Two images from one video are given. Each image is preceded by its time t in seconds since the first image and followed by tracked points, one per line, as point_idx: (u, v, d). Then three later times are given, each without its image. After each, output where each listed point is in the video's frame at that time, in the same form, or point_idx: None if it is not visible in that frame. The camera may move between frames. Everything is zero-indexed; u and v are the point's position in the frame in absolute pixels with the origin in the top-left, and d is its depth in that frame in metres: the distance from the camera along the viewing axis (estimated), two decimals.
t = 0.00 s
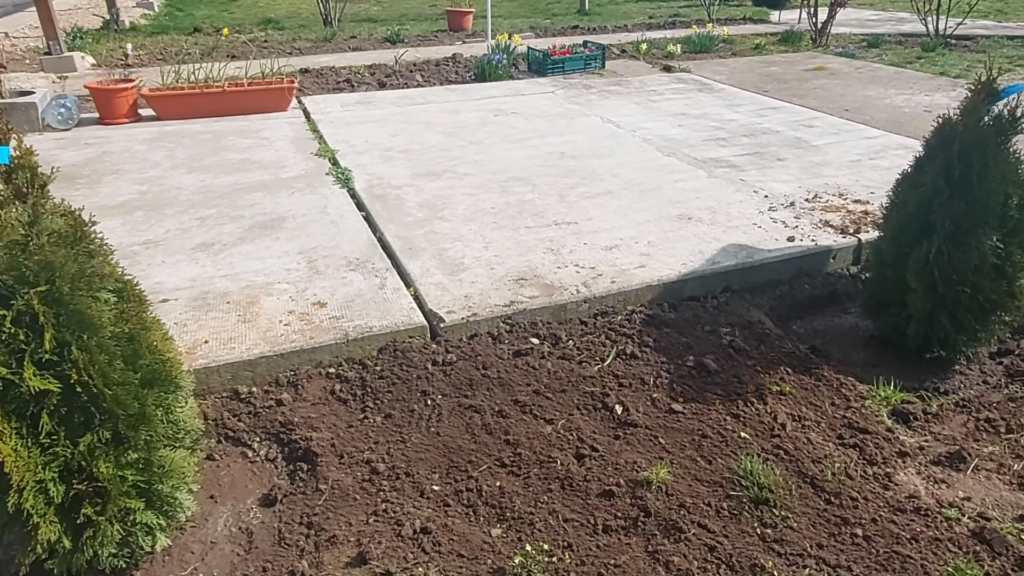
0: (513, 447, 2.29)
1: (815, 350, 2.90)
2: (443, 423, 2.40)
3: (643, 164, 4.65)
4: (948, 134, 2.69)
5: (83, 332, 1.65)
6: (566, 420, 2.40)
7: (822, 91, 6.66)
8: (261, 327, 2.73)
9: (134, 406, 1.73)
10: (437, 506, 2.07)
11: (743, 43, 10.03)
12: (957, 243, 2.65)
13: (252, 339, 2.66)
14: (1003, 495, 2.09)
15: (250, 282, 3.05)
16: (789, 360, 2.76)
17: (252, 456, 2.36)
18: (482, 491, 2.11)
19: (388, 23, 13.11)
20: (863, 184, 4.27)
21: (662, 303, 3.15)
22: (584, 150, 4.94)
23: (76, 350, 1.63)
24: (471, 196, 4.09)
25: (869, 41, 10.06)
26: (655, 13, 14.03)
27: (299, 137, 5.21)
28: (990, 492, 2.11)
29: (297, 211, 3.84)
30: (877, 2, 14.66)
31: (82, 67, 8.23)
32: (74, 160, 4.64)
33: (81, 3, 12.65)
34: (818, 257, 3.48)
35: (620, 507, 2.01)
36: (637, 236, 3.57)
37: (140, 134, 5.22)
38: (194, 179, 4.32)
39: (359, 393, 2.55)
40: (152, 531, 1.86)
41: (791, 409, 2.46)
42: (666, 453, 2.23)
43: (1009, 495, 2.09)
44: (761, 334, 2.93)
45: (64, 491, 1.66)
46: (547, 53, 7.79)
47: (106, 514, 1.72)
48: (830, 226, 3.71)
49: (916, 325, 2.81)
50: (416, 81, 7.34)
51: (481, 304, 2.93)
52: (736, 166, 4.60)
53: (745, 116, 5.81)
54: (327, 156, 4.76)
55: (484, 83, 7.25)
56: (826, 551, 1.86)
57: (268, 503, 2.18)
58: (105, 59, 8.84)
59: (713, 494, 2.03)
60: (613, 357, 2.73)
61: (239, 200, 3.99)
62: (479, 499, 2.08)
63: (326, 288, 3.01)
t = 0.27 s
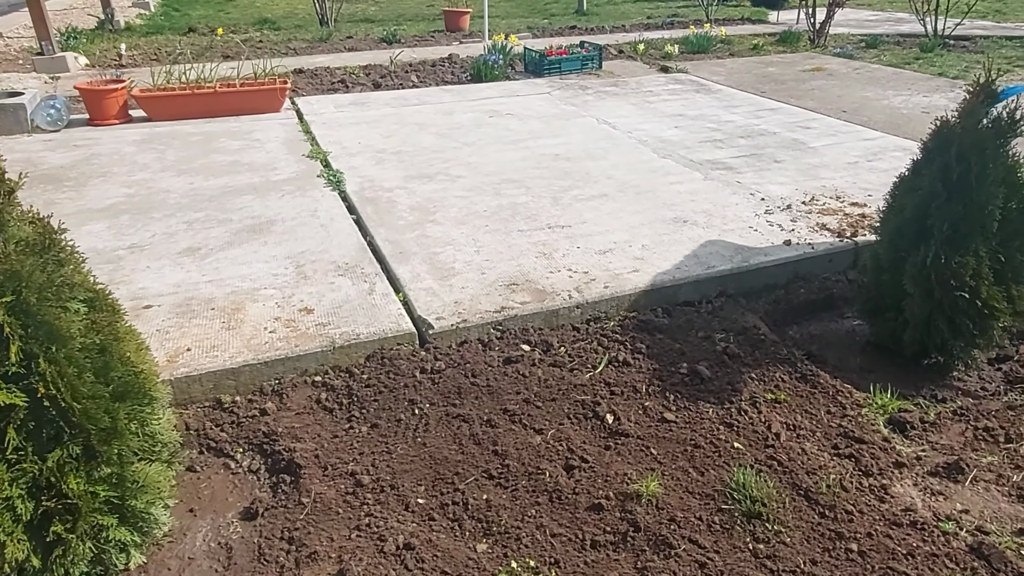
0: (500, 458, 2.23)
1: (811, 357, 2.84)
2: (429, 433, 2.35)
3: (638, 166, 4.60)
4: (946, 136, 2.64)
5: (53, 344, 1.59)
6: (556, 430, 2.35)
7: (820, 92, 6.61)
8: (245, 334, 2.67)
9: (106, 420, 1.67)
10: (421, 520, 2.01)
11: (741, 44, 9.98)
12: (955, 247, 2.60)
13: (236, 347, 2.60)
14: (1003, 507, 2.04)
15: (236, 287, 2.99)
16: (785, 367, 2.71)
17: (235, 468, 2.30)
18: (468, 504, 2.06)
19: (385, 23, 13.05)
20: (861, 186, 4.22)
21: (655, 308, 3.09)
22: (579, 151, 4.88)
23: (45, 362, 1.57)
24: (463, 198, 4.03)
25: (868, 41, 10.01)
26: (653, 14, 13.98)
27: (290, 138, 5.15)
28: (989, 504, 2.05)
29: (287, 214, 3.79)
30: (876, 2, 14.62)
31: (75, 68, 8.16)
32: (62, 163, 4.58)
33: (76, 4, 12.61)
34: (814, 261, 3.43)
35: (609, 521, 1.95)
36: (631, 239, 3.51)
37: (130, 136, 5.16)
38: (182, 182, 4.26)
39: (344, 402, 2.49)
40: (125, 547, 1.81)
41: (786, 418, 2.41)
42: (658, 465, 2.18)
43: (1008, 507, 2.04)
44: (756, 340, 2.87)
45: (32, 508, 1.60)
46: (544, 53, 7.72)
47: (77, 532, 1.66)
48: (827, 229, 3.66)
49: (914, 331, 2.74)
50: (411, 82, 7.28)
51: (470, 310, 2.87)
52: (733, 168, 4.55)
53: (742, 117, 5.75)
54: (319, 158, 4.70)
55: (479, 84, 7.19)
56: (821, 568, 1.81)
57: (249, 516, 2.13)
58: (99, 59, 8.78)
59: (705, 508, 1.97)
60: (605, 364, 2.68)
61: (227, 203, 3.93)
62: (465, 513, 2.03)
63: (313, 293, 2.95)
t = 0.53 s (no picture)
0: (485, 468, 2.20)
1: (802, 363, 2.82)
2: (414, 442, 2.32)
3: (630, 168, 4.57)
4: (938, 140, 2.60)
5: (23, 357, 1.56)
6: (542, 439, 2.32)
7: (814, 93, 6.59)
8: (229, 342, 2.64)
9: (79, 434, 1.64)
10: (404, 533, 1.99)
11: (736, 44, 9.96)
12: (947, 252, 2.57)
13: (219, 355, 2.57)
14: (994, 518, 2.02)
15: (221, 293, 2.96)
16: (775, 374, 2.68)
17: (217, 478, 2.27)
18: (451, 517, 2.03)
19: (380, 23, 13.01)
20: (854, 189, 4.20)
21: (645, 313, 3.06)
22: (571, 154, 4.85)
23: (15, 377, 1.54)
24: (453, 202, 4.01)
25: (863, 41, 10.00)
26: (649, 14, 13.96)
27: (281, 141, 5.12)
28: (980, 515, 2.03)
29: (275, 218, 3.75)
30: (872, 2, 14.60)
31: (67, 69, 8.12)
32: (49, 166, 4.55)
33: (70, 6, 12.57)
34: (806, 265, 3.40)
35: (594, 534, 1.93)
36: (621, 243, 3.49)
37: (119, 139, 5.13)
38: (171, 185, 4.23)
39: (329, 411, 2.46)
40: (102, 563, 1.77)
41: (775, 427, 2.38)
42: (645, 475, 2.15)
43: (999, 519, 2.02)
44: (746, 346, 2.85)
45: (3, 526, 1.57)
46: (537, 54, 7.71)
47: (50, 549, 1.63)
48: (819, 232, 3.63)
49: (906, 336, 2.72)
50: (404, 84, 7.25)
51: (458, 317, 2.84)
52: (725, 171, 4.53)
53: (735, 119, 5.73)
54: (309, 161, 4.67)
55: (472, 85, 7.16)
56: None
57: (230, 528, 2.10)
58: (91, 61, 8.74)
59: (691, 520, 1.95)
60: (593, 371, 2.65)
61: (215, 207, 3.90)
62: (448, 526, 2.00)
63: (299, 299, 2.92)
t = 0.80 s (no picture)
0: (470, 477, 2.18)
1: (791, 367, 2.80)
2: (399, 450, 2.30)
3: (622, 170, 4.55)
4: (927, 144, 2.58)
5: None
6: (528, 447, 2.30)
7: (808, 93, 6.58)
8: (213, 350, 2.62)
9: (53, 447, 1.62)
10: (386, 544, 1.96)
11: (731, 43, 9.95)
12: (937, 257, 2.54)
13: (203, 363, 2.55)
14: (982, 527, 2.00)
15: (206, 300, 2.94)
16: (764, 379, 2.66)
17: (199, 488, 2.25)
18: (435, 527, 2.01)
19: (374, 24, 12.97)
20: (846, 191, 4.18)
21: (634, 318, 3.05)
22: (563, 156, 4.84)
23: None
24: (443, 206, 3.99)
25: (858, 41, 9.99)
26: (644, 13, 13.94)
27: (271, 144, 5.09)
28: (969, 523, 2.01)
29: (263, 223, 3.73)
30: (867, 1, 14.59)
31: (58, 71, 8.09)
32: (37, 170, 4.52)
33: (63, 7, 12.54)
34: (797, 268, 3.38)
35: (578, 544, 1.91)
36: (611, 247, 3.47)
37: (108, 142, 5.10)
38: (159, 189, 4.20)
39: (314, 419, 2.44)
40: None
41: (763, 433, 2.36)
42: (630, 483, 2.13)
43: (988, 527, 2.00)
44: (735, 351, 2.83)
45: None
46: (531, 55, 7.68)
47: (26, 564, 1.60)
48: (810, 235, 3.62)
49: (896, 341, 2.70)
50: (397, 85, 7.23)
51: (445, 323, 2.82)
52: (717, 173, 4.51)
53: (728, 120, 5.72)
54: (299, 164, 4.65)
55: (465, 87, 7.14)
56: None
57: (212, 540, 2.08)
58: (83, 63, 8.71)
59: (676, 530, 1.93)
60: (581, 378, 2.63)
61: (204, 212, 3.87)
62: (432, 536, 1.98)
63: (285, 306, 2.90)
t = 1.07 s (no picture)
0: (455, 484, 2.16)
1: (781, 370, 2.78)
2: (384, 457, 2.27)
3: (614, 171, 4.53)
4: (916, 145, 2.56)
5: None
6: (514, 453, 2.28)
7: (802, 91, 6.56)
8: (197, 356, 2.59)
9: (26, 459, 1.60)
10: (369, 554, 1.94)
11: (726, 41, 9.92)
12: (926, 258, 2.52)
13: (186, 370, 2.52)
14: (971, 532, 1.98)
15: (192, 305, 2.91)
16: (754, 382, 2.64)
17: (182, 497, 2.22)
18: (418, 536, 1.98)
19: (368, 23, 12.93)
20: (838, 190, 4.16)
21: (624, 320, 3.02)
22: (555, 156, 4.81)
23: None
24: (433, 207, 3.96)
25: (853, 38, 9.97)
26: (639, 11, 13.91)
27: (262, 145, 5.06)
28: (957, 528, 1.99)
29: (251, 226, 3.70)
30: None
31: (50, 73, 8.05)
32: (25, 174, 4.49)
33: (56, 8, 12.49)
34: (788, 269, 3.37)
35: (563, 553, 1.89)
36: (601, 249, 3.44)
37: (97, 145, 5.07)
38: (146, 192, 4.17)
39: (299, 425, 2.42)
40: None
41: (752, 438, 2.34)
42: (617, 490, 2.11)
43: (976, 532, 1.98)
44: (725, 353, 2.81)
45: None
46: (524, 54, 7.65)
47: None
48: (802, 236, 3.60)
49: (886, 343, 2.68)
50: (389, 85, 7.20)
51: (432, 327, 2.80)
52: (709, 172, 4.49)
53: (722, 119, 5.69)
54: (289, 166, 4.62)
55: (458, 86, 7.11)
56: None
57: (194, 550, 2.05)
58: (75, 64, 8.67)
59: (661, 538, 1.91)
60: (569, 382, 2.61)
61: (191, 215, 3.85)
62: (415, 545, 1.96)
63: (271, 311, 2.87)
